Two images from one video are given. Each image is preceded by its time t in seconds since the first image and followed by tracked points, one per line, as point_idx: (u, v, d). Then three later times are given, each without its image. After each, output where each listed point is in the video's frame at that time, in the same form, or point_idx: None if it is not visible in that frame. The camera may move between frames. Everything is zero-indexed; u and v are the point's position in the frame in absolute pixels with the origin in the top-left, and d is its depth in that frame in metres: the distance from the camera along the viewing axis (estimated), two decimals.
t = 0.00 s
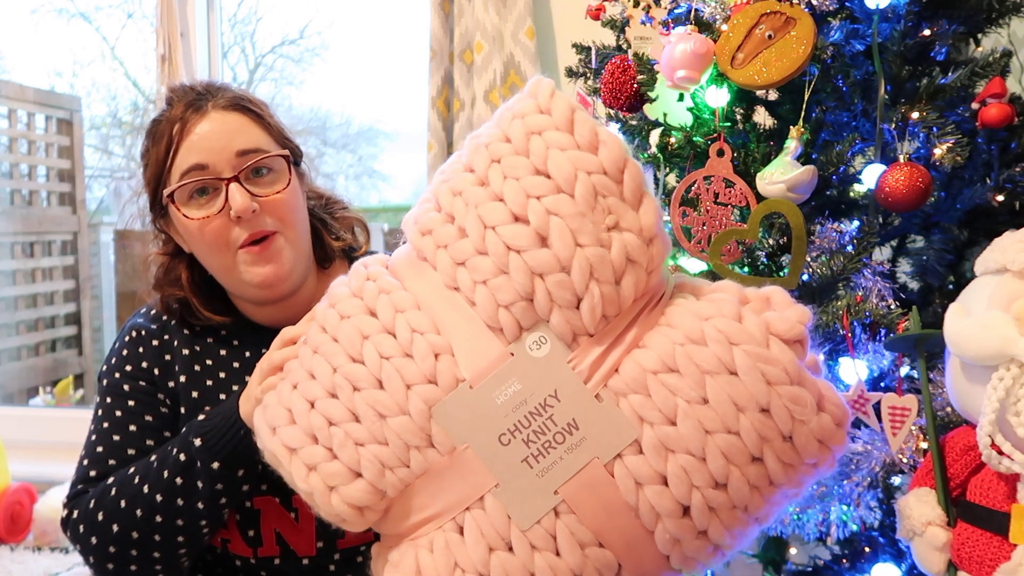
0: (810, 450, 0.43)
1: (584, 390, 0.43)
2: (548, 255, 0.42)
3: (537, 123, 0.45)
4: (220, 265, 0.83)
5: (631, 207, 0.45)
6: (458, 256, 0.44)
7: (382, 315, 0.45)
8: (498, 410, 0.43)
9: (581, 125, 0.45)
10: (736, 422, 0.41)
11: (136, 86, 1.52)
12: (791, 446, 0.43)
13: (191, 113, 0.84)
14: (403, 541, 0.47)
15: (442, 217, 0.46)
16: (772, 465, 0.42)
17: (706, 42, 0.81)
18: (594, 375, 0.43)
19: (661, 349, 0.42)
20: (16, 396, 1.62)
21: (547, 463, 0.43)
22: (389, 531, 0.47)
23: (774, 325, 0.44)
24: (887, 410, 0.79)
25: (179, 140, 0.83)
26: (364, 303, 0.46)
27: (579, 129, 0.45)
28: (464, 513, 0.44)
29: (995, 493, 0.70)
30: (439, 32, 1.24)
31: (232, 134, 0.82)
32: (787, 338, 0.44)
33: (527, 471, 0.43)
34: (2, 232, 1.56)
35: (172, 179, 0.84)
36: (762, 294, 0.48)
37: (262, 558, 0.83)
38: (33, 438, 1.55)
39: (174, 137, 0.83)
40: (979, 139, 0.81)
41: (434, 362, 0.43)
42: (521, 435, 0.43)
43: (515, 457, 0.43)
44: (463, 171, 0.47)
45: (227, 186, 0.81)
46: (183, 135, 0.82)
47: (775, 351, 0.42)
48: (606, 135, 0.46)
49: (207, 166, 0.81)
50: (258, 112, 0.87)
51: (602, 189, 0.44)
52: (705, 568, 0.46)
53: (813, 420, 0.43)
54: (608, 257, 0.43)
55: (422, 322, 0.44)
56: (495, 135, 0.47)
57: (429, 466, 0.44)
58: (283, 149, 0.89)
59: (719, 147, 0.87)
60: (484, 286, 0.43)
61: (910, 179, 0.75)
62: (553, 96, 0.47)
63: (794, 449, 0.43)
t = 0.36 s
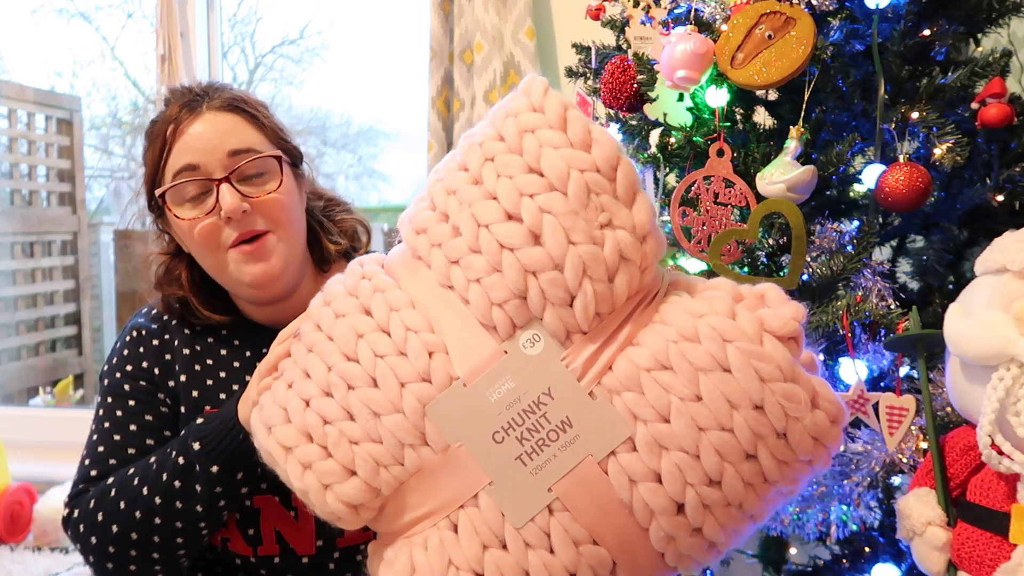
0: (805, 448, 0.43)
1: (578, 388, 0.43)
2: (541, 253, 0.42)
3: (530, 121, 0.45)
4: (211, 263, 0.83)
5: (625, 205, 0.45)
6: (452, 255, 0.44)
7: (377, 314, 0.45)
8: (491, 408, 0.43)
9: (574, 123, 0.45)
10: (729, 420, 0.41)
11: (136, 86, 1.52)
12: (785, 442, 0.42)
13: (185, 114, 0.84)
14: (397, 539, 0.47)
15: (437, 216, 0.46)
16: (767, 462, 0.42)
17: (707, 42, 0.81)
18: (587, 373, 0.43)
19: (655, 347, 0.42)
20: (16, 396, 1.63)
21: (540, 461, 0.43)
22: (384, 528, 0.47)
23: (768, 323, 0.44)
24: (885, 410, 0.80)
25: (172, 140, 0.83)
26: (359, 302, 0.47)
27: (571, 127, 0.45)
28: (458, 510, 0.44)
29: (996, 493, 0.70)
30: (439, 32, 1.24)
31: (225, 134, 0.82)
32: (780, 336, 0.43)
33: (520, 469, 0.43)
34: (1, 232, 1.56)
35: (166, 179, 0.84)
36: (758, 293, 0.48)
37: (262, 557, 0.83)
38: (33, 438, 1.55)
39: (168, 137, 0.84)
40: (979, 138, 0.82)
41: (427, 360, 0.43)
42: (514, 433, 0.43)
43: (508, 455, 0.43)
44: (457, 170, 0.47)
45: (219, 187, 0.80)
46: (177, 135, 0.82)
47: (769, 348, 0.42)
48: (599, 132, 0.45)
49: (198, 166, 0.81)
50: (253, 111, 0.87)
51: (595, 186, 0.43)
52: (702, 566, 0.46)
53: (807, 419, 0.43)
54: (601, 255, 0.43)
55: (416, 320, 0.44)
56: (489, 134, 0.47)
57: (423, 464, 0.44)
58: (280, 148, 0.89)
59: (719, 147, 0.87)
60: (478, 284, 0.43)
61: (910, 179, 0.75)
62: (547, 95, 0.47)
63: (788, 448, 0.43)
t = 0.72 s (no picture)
0: (805, 460, 0.43)
1: (577, 397, 0.43)
2: (542, 260, 0.42)
3: (533, 126, 0.45)
4: (203, 262, 0.83)
5: (627, 211, 0.45)
6: (453, 260, 0.44)
7: (377, 318, 0.45)
8: (491, 415, 0.43)
9: (578, 129, 0.45)
10: (729, 431, 0.41)
11: (136, 86, 1.52)
12: (785, 454, 0.42)
13: (180, 113, 0.84)
14: (395, 543, 0.47)
15: (438, 220, 0.46)
16: (766, 474, 0.42)
17: (706, 42, 0.81)
18: (587, 381, 0.43)
19: (656, 357, 0.42)
20: (16, 396, 1.63)
21: (539, 469, 0.43)
22: (381, 532, 0.47)
23: (771, 334, 0.44)
24: (886, 410, 0.80)
25: (167, 139, 0.84)
26: (359, 306, 0.47)
27: (575, 133, 0.45)
28: (456, 517, 0.44)
29: (995, 493, 0.70)
30: (439, 32, 1.24)
31: (217, 134, 0.82)
32: (781, 345, 0.44)
33: (519, 477, 0.43)
34: (1, 232, 1.56)
35: (160, 176, 0.85)
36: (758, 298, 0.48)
37: (262, 557, 0.83)
38: (34, 438, 1.55)
39: (164, 136, 0.84)
40: (978, 139, 0.82)
41: (428, 366, 0.43)
42: (513, 441, 0.43)
43: (507, 463, 0.43)
44: (459, 174, 0.46)
45: (210, 186, 0.81)
46: (172, 134, 0.83)
47: (771, 359, 0.42)
48: (603, 139, 0.45)
49: (190, 164, 0.81)
50: (248, 111, 0.87)
51: (597, 194, 0.43)
52: None
53: (808, 430, 0.43)
54: (602, 263, 0.43)
55: (417, 326, 0.44)
56: (491, 138, 0.46)
57: (421, 470, 0.44)
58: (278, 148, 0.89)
59: (719, 147, 0.87)
60: (478, 290, 0.43)
61: (910, 179, 0.75)
62: (550, 99, 0.47)
63: (789, 459, 0.43)
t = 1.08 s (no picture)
0: (806, 466, 0.43)
1: (578, 402, 0.42)
2: (541, 264, 0.42)
3: (533, 128, 0.45)
4: (204, 262, 0.84)
5: (627, 213, 0.44)
6: (452, 263, 0.44)
7: (377, 321, 0.45)
8: (490, 421, 0.43)
9: (578, 130, 0.45)
10: (731, 438, 0.40)
11: (136, 86, 1.52)
12: (787, 460, 0.42)
13: (182, 113, 0.84)
14: (395, 549, 0.47)
15: (438, 222, 0.46)
16: (767, 480, 0.42)
17: (706, 42, 0.81)
18: (588, 386, 0.43)
19: (656, 361, 0.42)
20: (16, 396, 1.63)
21: (539, 475, 0.43)
22: (381, 537, 0.47)
23: (772, 338, 0.43)
24: (885, 409, 0.80)
25: (169, 139, 0.84)
26: (359, 308, 0.47)
27: (575, 135, 0.45)
28: (456, 523, 0.44)
29: (995, 493, 0.70)
30: (439, 32, 1.24)
31: (217, 134, 0.82)
32: (783, 351, 0.43)
33: (519, 483, 0.42)
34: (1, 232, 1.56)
35: (162, 177, 0.85)
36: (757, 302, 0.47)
37: (263, 556, 0.84)
38: (34, 438, 1.55)
39: (165, 136, 0.84)
40: (979, 139, 0.82)
41: (427, 370, 0.43)
42: (513, 447, 0.43)
43: (507, 469, 0.43)
44: (458, 177, 0.47)
45: (213, 188, 0.81)
46: (173, 133, 0.83)
47: (773, 365, 0.42)
48: (603, 141, 0.45)
49: (193, 166, 0.82)
50: (249, 111, 0.86)
51: (597, 196, 0.43)
52: None
53: (810, 437, 0.42)
54: (603, 266, 0.42)
55: (416, 329, 0.44)
56: (491, 140, 0.46)
57: (420, 476, 0.44)
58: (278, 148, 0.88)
59: (719, 147, 0.87)
60: (478, 294, 0.43)
61: (910, 179, 0.75)
62: (550, 101, 0.47)
63: (790, 465, 0.42)
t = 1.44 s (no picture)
0: (799, 510, 0.42)
1: (565, 437, 0.42)
2: (532, 293, 0.41)
3: (530, 147, 0.44)
4: (203, 264, 0.83)
5: (626, 243, 0.43)
6: (440, 284, 0.44)
7: (364, 340, 0.45)
8: (476, 451, 0.43)
9: (576, 151, 0.44)
10: (721, 482, 0.40)
11: (136, 86, 1.52)
12: (779, 505, 0.41)
13: (183, 114, 0.84)
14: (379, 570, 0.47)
15: (429, 239, 0.45)
16: (757, 524, 0.41)
17: (706, 42, 0.81)
18: (577, 421, 0.43)
19: (649, 398, 0.41)
20: (16, 396, 1.63)
21: (523, 508, 0.43)
22: (365, 559, 0.48)
23: (771, 379, 0.42)
24: (885, 409, 0.80)
25: (169, 140, 0.84)
26: (349, 323, 0.46)
27: (573, 156, 0.43)
28: (438, 552, 0.44)
29: (995, 493, 0.70)
30: (439, 32, 1.24)
31: (218, 136, 0.82)
32: (782, 394, 0.42)
33: (502, 515, 0.43)
34: (2, 232, 1.56)
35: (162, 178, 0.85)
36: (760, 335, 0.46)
37: (262, 556, 0.84)
38: (34, 438, 1.55)
39: (165, 137, 0.84)
40: (979, 139, 0.82)
41: (413, 396, 0.43)
42: (498, 479, 0.43)
43: (491, 501, 0.43)
44: (452, 192, 0.46)
45: (213, 190, 0.81)
46: (174, 134, 0.83)
47: (769, 410, 0.41)
48: (604, 163, 0.44)
49: (193, 168, 0.82)
50: (250, 112, 0.86)
51: (594, 224, 0.42)
52: None
53: (804, 484, 0.41)
54: (596, 299, 0.42)
55: (403, 352, 0.44)
56: (487, 155, 0.45)
57: (405, 504, 0.44)
58: (281, 151, 0.89)
59: (719, 147, 0.87)
60: (466, 320, 0.43)
61: (909, 179, 0.75)
62: (550, 117, 0.45)
63: (782, 510, 0.42)
